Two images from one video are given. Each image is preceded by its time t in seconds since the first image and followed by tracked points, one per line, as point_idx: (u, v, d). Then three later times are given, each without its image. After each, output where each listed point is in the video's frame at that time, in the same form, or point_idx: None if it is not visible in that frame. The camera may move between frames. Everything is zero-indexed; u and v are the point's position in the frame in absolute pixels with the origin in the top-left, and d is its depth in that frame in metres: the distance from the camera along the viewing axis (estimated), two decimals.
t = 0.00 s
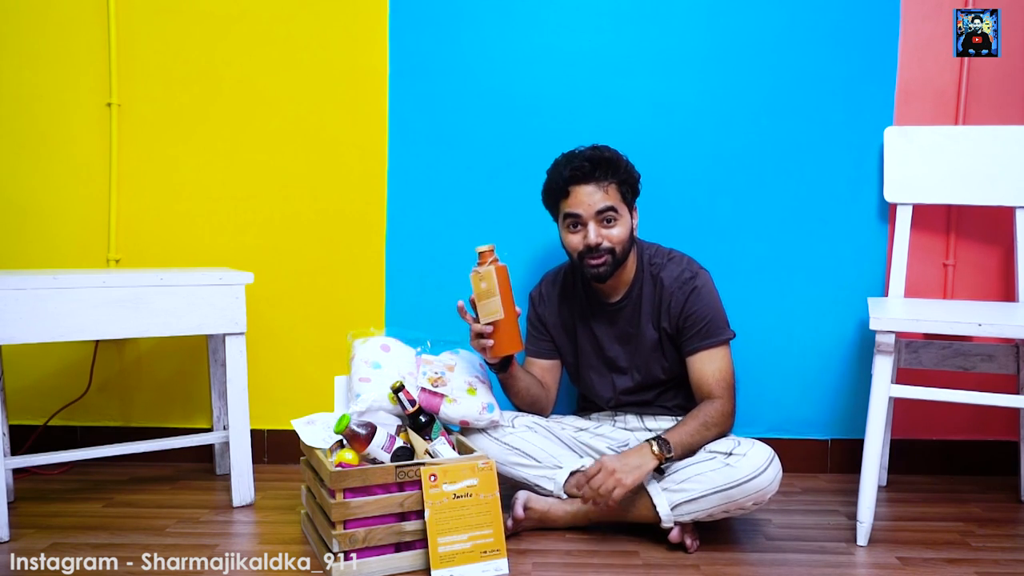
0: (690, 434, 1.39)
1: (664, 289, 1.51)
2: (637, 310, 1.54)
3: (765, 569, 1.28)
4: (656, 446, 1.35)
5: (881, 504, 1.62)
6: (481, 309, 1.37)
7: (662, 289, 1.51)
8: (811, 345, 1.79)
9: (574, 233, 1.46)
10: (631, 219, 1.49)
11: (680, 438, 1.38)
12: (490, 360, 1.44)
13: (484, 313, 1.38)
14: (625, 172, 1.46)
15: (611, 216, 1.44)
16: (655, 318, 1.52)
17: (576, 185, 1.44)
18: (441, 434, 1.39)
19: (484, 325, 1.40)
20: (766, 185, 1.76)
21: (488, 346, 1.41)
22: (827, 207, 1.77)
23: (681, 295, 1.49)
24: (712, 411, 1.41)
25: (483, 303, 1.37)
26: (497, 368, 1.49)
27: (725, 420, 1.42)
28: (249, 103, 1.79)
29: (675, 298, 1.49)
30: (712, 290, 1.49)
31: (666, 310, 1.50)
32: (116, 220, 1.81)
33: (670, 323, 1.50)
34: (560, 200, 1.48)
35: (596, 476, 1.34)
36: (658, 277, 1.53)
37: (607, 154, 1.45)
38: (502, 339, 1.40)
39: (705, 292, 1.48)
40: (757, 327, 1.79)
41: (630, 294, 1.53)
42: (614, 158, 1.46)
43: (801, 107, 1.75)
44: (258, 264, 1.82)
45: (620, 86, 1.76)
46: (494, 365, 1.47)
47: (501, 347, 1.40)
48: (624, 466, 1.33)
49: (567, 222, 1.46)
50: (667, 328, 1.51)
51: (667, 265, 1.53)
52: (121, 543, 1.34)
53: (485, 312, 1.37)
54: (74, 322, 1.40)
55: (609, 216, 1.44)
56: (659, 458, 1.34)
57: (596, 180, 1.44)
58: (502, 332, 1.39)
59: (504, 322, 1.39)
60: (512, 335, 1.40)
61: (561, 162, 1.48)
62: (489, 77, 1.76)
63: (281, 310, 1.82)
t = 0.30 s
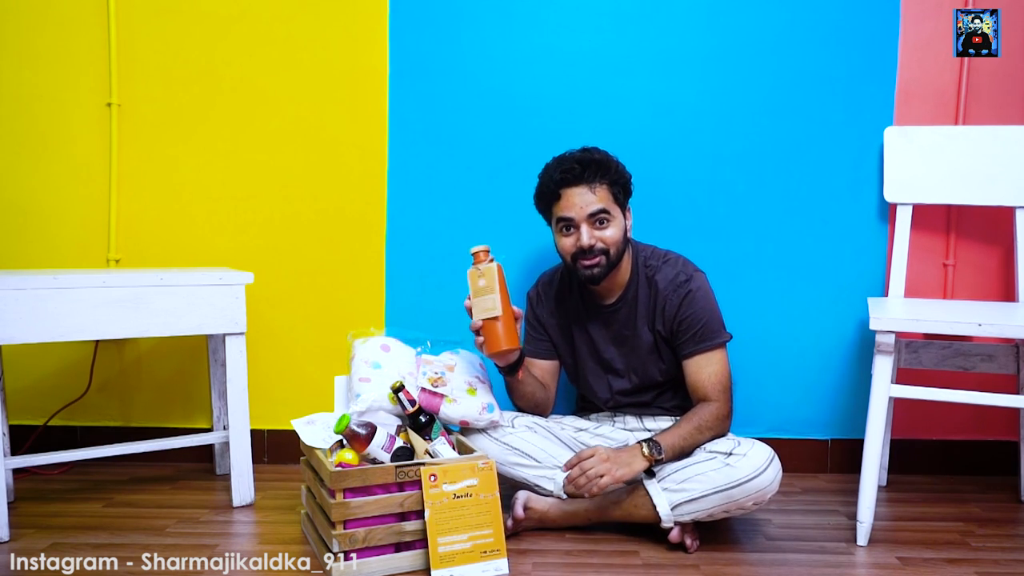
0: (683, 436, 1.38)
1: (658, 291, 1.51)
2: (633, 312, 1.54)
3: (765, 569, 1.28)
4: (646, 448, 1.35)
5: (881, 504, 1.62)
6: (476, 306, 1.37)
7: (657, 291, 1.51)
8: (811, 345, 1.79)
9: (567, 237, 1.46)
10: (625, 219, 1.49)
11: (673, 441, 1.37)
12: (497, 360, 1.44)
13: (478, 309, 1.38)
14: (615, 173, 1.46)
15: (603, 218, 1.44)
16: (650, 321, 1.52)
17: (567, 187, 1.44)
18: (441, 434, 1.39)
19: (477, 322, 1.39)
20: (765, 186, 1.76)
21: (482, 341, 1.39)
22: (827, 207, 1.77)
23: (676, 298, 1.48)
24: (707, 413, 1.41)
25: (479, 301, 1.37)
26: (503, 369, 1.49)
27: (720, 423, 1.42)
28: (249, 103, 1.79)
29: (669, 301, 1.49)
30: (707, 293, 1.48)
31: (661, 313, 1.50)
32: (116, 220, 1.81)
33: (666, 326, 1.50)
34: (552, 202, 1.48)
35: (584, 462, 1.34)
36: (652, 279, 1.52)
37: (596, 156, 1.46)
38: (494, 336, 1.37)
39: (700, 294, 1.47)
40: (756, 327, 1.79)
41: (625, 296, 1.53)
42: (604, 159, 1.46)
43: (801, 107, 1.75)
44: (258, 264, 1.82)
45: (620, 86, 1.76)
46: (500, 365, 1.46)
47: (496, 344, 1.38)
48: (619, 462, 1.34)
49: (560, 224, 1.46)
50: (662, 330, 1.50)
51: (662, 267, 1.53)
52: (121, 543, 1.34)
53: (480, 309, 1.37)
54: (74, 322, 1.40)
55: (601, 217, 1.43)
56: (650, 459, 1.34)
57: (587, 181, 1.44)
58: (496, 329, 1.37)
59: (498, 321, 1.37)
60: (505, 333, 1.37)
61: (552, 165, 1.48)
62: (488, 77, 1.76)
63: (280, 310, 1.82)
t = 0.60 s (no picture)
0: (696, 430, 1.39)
1: (658, 293, 1.51)
2: (632, 314, 1.54)
3: (765, 569, 1.28)
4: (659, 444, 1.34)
5: (881, 504, 1.62)
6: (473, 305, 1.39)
7: (656, 293, 1.51)
8: (811, 346, 1.79)
9: (559, 242, 1.47)
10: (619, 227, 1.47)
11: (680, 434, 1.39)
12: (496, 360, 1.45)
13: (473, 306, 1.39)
14: (608, 181, 1.44)
15: (593, 227, 1.43)
16: (650, 323, 1.52)
17: (558, 194, 1.44)
18: (441, 434, 1.39)
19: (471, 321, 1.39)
20: (765, 186, 1.76)
21: (477, 337, 1.39)
22: (827, 207, 1.77)
23: (676, 300, 1.48)
24: (715, 412, 1.41)
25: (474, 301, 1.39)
26: (504, 372, 1.50)
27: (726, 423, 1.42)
28: (249, 103, 1.79)
29: (669, 303, 1.49)
30: (707, 295, 1.48)
31: (661, 315, 1.50)
32: (116, 220, 1.81)
33: (666, 329, 1.50)
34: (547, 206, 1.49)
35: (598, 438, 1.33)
36: (652, 281, 1.53)
37: (592, 163, 1.43)
38: (485, 333, 1.36)
39: (700, 297, 1.47)
40: (756, 327, 1.79)
41: (623, 297, 1.54)
42: (599, 166, 1.43)
43: (801, 108, 1.75)
44: (258, 264, 1.82)
45: (620, 86, 1.76)
46: (499, 365, 1.47)
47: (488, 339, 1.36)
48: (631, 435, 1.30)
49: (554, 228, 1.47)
50: (662, 333, 1.50)
51: (661, 269, 1.53)
52: (121, 543, 1.34)
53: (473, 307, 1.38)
54: (75, 322, 1.40)
55: (591, 228, 1.43)
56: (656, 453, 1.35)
57: (578, 190, 1.42)
58: (486, 325, 1.36)
59: (488, 317, 1.36)
60: (495, 328, 1.36)
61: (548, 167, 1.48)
62: (488, 77, 1.76)
63: (280, 310, 1.82)
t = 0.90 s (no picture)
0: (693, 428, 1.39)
1: (663, 294, 1.51)
2: (636, 315, 1.54)
3: (765, 569, 1.28)
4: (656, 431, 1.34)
5: (881, 504, 1.62)
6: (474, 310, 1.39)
7: (662, 294, 1.51)
8: (811, 346, 1.79)
9: (561, 246, 1.47)
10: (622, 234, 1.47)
11: (681, 427, 1.38)
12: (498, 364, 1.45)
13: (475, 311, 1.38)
14: (609, 190, 1.43)
15: (595, 234, 1.43)
16: (653, 324, 1.53)
17: (560, 200, 1.44)
18: (441, 434, 1.39)
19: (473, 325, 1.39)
20: (765, 186, 1.76)
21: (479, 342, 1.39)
22: (827, 207, 1.77)
23: (681, 302, 1.48)
24: (717, 413, 1.41)
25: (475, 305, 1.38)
26: (504, 373, 1.49)
27: (726, 424, 1.43)
28: (249, 103, 1.79)
29: (674, 304, 1.49)
30: (713, 297, 1.48)
31: (666, 316, 1.50)
32: (116, 220, 1.81)
33: (670, 331, 1.50)
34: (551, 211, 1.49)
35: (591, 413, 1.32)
36: (657, 282, 1.53)
37: (594, 171, 1.42)
38: (489, 338, 1.37)
39: (705, 299, 1.47)
40: (756, 327, 1.79)
41: (628, 298, 1.53)
42: (601, 175, 1.42)
43: (801, 107, 1.75)
44: (258, 264, 1.82)
45: (621, 86, 1.76)
46: (502, 368, 1.47)
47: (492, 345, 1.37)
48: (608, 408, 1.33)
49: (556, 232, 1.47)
50: (666, 334, 1.50)
51: (667, 271, 1.53)
52: (122, 543, 1.34)
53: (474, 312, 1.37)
54: (74, 322, 1.40)
55: (593, 236, 1.43)
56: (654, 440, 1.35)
57: (580, 199, 1.42)
58: (490, 331, 1.37)
59: (492, 322, 1.36)
60: (498, 333, 1.36)
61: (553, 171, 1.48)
62: (488, 76, 1.76)
63: (280, 310, 1.82)
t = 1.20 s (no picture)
0: (646, 397, 1.38)
1: (662, 293, 1.51)
2: (636, 314, 1.54)
3: (765, 569, 1.28)
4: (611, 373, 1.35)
5: (881, 504, 1.62)
6: (492, 313, 1.37)
7: (661, 293, 1.51)
8: (811, 346, 1.79)
9: (570, 245, 1.46)
10: (630, 231, 1.48)
11: (635, 389, 1.38)
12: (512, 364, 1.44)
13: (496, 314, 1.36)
14: (623, 187, 1.44)
15: (607, 231, 1.43)
16: (652, 323, 1.52)
17: (572, 199, 1.43)
18: (441, 434, 1.38)
19: (490, 329, 1.38)
20: (765, 186, 1.76)
21: (499, 347, 1.39)
22: (827, 207, 1.77)
23: (680, 301, 1.48)
24: (675, 401, 1.39)
25: (493, 308, 1.36)
26: (515, 372, 1.51)
27: (680, 419, 1.40)
28: (249, 103, 1.79)
29: (671, 303, 1.49)
30: (712, 297, 1.48)
31: (663, 314, 1.50)
32: (116, 220, 1.81)
33: (667, 329, 1.49)
34: (557, 211, 1.48)
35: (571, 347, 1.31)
36: (657, 281, 1.53)
37: (606, 168, 1.43)
38: (508, 342, 1.37)
39: (704, 298, 1.48)
40: (756, 328, 1.79)
41: (630, 297, 1.53)
42: (614, 172, 1.43)
43: (801, 108, 1.75)
44: (258, 264, 1.82)
45: (621, 86, 1.76)
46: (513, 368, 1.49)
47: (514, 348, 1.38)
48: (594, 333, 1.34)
49: (564, 232, 1.46)
50: (664, 334, 1.50)
51: (669, 270, 1.53)
52: (122, 543, 1.35)
53: (493, 316, 1.36)
54: (75, 322, 1.40)
55: (605, 233, 1.43)
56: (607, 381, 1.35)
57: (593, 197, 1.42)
58: (511, 335, 1.37)
59: (513, 326, 1.37)
60: (520, 337, 1.37)
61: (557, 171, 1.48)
62: (489, 76, 1.76)
63: (281, 310, 1.82)
